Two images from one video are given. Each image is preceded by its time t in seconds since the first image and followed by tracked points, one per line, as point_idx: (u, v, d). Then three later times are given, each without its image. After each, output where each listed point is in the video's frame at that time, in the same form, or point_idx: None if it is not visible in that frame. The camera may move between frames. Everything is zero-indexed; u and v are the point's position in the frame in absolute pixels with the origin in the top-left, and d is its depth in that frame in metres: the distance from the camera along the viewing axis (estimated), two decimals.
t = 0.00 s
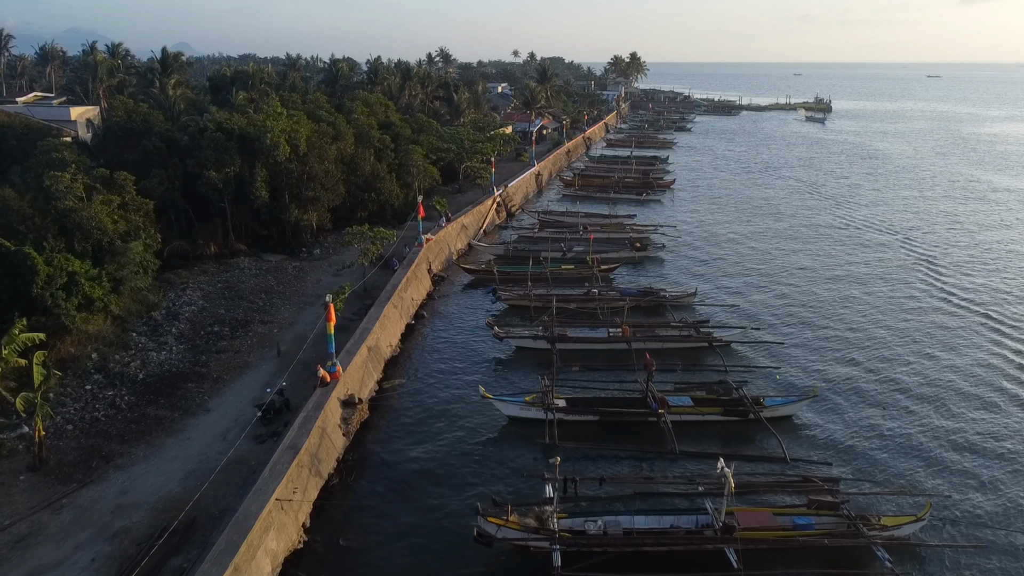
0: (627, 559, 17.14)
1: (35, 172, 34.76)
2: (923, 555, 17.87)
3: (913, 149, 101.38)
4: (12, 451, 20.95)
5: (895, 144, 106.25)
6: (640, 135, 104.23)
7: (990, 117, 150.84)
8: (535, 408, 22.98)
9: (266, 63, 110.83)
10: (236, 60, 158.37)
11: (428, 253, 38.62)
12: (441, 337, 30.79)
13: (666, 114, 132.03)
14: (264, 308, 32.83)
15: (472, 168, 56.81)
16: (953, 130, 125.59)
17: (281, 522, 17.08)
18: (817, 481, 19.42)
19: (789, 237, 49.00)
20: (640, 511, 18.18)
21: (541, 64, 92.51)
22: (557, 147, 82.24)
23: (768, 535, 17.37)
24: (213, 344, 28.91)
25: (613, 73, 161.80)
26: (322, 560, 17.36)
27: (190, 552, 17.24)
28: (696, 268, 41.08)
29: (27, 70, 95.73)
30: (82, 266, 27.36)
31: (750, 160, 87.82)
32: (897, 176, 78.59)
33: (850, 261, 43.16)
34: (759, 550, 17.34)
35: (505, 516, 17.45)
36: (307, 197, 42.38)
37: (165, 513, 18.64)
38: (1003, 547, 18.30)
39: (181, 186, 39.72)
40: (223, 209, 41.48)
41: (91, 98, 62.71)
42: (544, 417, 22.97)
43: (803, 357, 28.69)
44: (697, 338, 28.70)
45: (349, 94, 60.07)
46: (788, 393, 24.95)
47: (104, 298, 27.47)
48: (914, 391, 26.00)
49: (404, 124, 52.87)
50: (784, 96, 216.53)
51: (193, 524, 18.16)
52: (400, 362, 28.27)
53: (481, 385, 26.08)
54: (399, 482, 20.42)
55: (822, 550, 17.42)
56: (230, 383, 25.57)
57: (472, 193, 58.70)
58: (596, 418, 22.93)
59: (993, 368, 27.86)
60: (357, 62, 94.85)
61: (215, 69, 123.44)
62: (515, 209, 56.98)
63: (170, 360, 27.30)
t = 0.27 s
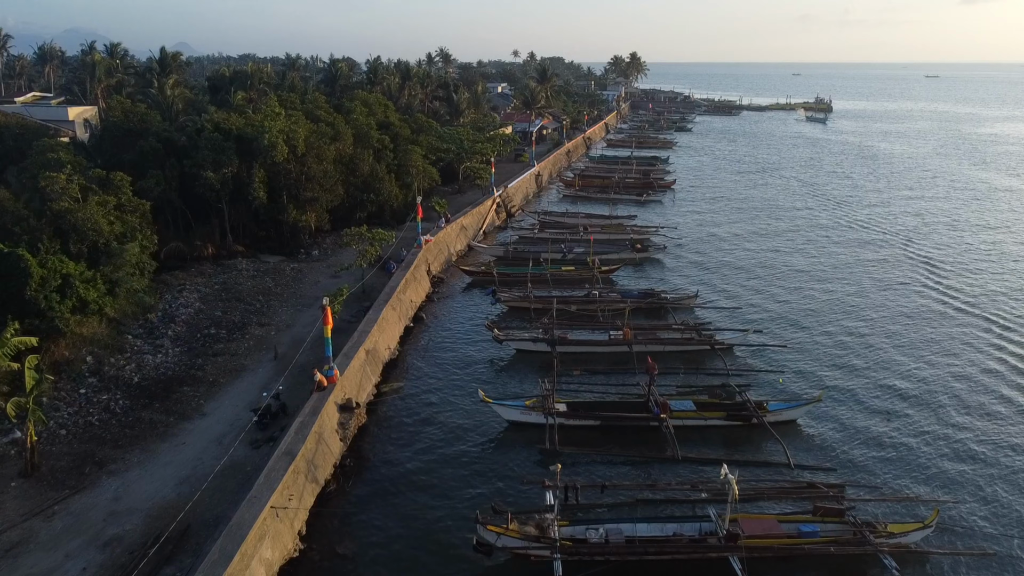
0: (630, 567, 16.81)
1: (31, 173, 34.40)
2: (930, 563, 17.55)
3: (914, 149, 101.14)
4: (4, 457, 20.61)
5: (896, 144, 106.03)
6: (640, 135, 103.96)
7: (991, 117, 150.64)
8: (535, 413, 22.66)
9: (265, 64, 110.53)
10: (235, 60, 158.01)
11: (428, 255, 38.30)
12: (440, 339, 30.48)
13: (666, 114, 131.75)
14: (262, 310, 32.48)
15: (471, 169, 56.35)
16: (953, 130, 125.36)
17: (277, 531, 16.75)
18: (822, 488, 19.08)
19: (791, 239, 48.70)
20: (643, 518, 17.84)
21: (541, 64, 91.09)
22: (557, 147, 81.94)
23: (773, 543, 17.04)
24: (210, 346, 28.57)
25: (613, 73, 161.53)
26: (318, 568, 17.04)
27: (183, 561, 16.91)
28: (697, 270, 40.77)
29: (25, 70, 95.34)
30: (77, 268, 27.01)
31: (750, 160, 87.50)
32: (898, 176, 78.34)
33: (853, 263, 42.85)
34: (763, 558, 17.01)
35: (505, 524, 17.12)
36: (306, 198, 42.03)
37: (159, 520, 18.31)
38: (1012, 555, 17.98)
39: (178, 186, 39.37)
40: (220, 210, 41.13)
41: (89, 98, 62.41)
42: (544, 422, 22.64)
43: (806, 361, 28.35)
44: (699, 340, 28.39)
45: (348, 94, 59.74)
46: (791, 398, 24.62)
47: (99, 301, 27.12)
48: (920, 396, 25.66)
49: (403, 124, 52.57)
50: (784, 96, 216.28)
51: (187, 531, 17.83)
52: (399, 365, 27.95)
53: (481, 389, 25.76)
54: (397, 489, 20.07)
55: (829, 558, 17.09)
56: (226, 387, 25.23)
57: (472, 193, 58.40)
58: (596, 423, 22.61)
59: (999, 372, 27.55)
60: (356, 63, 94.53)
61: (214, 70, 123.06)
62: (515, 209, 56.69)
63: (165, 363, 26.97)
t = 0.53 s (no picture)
0: None
1: (26, 174, 34.04)
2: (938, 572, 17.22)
3: (916, 149, 100.85)
4: None
5: (897, 144, 105.74)
6: (641, 135, 103.62)
7: (992, 117, 150.40)
8: (535, 417, 22.34)
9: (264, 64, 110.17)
10: (234, 60, 157.59)
11: (427, 256, 37.99)
12: (439, 342, 30.16)
13: (667, 114, 131.42)
14: (259, 312, 32.13)
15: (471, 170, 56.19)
16: (954, 130, 125.08)
17: (272, 539, 16.43)
18: (828, 494, 18.75)
19: (792, 240, 48.40)
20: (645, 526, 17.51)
21: (541, 64, 91.33)
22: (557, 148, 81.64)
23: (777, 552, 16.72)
24: (206, 349, 28.24)
25: (613, 73, 161.26)
26: None
27: (177, 570, 16.59)
28: (699, 271, 40.46)
29: (24, 70, 94.96)
30: (71, 270, 26.67)
31: (751, 160, 87.14)
32: (900, 177, 78.06)
33: (855, 264, 42.55)
34: (768, 567, 16.68)
35: (504, 532, 16.81)
36: (304, 199, 41.69)
37: (152, 527, 17.97)
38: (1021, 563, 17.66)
39: (175, 187, 39.03)
40: (218, 210, 40.80)
41: (87, 98, 62.07)
42: (544, 427, 22.33)
43: (810, 364, 28.02)
44: (701, 343, 28.09)
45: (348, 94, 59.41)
46: (795, 402, 24.30)
47: (94, 303, 26.77)
48: (925, 399, 25.32)
49: (402, 125, 52.25)
50: (785, 96, 215.96)
51: (181, 539, 17.50)
52: (397, 368, 27.62)
53: (480, 393, 25.44)
54: (396, 495, 19.72)
55: (835, 567, 16.76)
56: (222, 391, 24.89)
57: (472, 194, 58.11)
58: (597, 428, 22.29)
59: (1006, 375, 27.21)
60: (356, 63, 94.22)
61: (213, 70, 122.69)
62: (515, 210, 56.39)
63: (161, 366, 26.64)
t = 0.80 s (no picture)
0: None
1: (21, 174, 33.67)
2: None
3: (917, 149, 100.57)
4: None
5: (898, 144, 105.47)
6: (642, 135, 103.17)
7: (993, 117, 150.15)
8: (535, 422, 22.03)
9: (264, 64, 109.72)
10: (234, 60, 157.10)
11: (426, 257, 37.68)
12: (439, 344, 29.85)
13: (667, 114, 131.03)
14: (256, 314, 31.80)
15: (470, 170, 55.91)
16: (955, 131, 124.82)
17: (267, 547, 16.11)
18: (834, 502, 18.44)
19: (794, 241, 48.11)
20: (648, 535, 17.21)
21: (541, 64, 89.72)
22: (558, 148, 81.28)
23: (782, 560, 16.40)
24: (203, 352, 27.91)
25: (614, 73, 160.92)
26: None
27: None
28: (700, 273, 40.15)
29: (23, 69, 94.54)
30: (66, 272, 26.33)
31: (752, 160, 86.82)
32: (901, 177, 77.76)
33: (858, 265, 42.26)
34: None
35: (504, 541, 16.54)
36: (302, 199, 41.35)
37: (145, 534, 17.66)
38: None
39: (172, 187, 38.68)
40: (215, 211, 40.46)
41: (85, 97, 61.66)
42: (545, 431, 22.01)
43: (813, 367, 27.70)
44: (703, 346, 27.78)
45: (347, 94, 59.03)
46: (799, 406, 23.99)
47: (89, 306, 26.43)
48: (931, 403, 25.02)
49: (401, 124, 51.92)
50: (785, 96, 215.59)
51: (174, 547, 17.18)
52: (396, 371, 27.30)
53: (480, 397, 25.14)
54: (394, 502, 19.41)
55: None
56: (219, 395, 24.57)
57: (472, 194, 57.79)
58: (598, 432, 21.98)
59: (1012, 378, 26.89)
60: (355, 63, 93.84)
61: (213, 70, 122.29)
62: (515, 211, 56.10)
63: (157, 370, 26.31)
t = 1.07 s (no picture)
0: None
1: (16, 174, 33.30)
2: None
3: (918, 150, 100.28)
4: None
5: (899, 144, 105.19)
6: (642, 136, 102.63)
7: (994, 117, 149.94)
8: (535, 426, 21.71)
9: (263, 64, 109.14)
10: (232, 59, 156.32)
11: (425, 259, 37.35)
12: (438, 347, 29.53)
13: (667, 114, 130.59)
14: (254, 317, 31.47)
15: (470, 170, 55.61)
16: (956, 131, 124.57)
17: (262, 556, 15.79)
18: (839, 510, 18.12)
19: (796, 242, 47.79)
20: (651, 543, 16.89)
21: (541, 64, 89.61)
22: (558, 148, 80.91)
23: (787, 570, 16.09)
24: (199, 355, 27.58)
25: (614, 73, 160.48)
26: None
27: None
28: (701, 274, 39.83)
29: (21, 69, 93.95)
30: (59, 274, 25.99)
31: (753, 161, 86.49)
32: (902, 177, 77.47)
33: (860, 267, 41.95)
34: None
35: (504, 549, 16.21)
36: (300, 200, 41.01)
37: (139, 542, 17.34)
38: None
39: (169, 188, 38.33)
40: (213, 212, 40.12)
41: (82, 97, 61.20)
42: (545, 436, 21.69)
43: (817, 370, 27.38)
44: (705, 348, 27.46)
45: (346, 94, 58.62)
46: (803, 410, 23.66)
47: (83, 308, 26.10)
48: (935, 408, 24.71)
49: (401, 124, 51.56)
50: (786, 96, 215.19)
51: (167, 556, 16.85)
52: (394, 374, 26.97)
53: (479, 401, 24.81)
54: (391, 509, 19.07)
55: None
56: (214, 398, 24.24)
57: (471, 194, 57.46)
58: (599, 437, 21.67)
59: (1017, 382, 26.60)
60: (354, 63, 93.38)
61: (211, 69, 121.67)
62: (515, 211, 55.79)
63: (152, 373, 25.99)
